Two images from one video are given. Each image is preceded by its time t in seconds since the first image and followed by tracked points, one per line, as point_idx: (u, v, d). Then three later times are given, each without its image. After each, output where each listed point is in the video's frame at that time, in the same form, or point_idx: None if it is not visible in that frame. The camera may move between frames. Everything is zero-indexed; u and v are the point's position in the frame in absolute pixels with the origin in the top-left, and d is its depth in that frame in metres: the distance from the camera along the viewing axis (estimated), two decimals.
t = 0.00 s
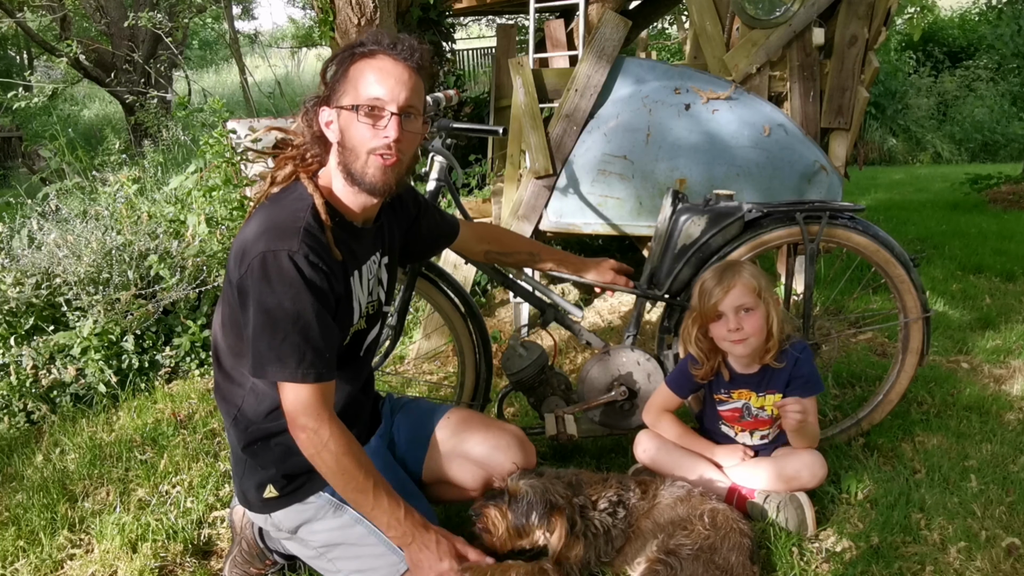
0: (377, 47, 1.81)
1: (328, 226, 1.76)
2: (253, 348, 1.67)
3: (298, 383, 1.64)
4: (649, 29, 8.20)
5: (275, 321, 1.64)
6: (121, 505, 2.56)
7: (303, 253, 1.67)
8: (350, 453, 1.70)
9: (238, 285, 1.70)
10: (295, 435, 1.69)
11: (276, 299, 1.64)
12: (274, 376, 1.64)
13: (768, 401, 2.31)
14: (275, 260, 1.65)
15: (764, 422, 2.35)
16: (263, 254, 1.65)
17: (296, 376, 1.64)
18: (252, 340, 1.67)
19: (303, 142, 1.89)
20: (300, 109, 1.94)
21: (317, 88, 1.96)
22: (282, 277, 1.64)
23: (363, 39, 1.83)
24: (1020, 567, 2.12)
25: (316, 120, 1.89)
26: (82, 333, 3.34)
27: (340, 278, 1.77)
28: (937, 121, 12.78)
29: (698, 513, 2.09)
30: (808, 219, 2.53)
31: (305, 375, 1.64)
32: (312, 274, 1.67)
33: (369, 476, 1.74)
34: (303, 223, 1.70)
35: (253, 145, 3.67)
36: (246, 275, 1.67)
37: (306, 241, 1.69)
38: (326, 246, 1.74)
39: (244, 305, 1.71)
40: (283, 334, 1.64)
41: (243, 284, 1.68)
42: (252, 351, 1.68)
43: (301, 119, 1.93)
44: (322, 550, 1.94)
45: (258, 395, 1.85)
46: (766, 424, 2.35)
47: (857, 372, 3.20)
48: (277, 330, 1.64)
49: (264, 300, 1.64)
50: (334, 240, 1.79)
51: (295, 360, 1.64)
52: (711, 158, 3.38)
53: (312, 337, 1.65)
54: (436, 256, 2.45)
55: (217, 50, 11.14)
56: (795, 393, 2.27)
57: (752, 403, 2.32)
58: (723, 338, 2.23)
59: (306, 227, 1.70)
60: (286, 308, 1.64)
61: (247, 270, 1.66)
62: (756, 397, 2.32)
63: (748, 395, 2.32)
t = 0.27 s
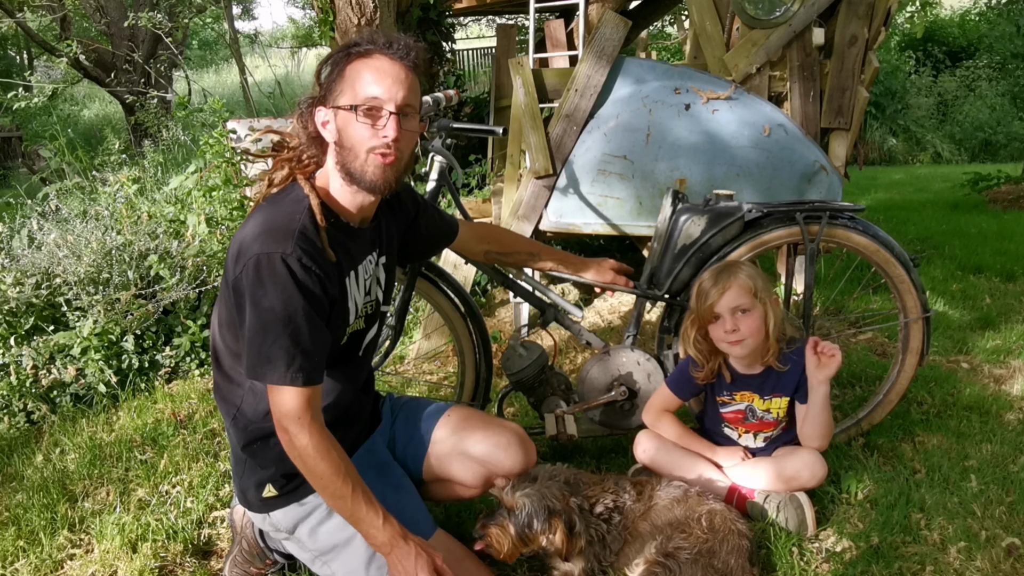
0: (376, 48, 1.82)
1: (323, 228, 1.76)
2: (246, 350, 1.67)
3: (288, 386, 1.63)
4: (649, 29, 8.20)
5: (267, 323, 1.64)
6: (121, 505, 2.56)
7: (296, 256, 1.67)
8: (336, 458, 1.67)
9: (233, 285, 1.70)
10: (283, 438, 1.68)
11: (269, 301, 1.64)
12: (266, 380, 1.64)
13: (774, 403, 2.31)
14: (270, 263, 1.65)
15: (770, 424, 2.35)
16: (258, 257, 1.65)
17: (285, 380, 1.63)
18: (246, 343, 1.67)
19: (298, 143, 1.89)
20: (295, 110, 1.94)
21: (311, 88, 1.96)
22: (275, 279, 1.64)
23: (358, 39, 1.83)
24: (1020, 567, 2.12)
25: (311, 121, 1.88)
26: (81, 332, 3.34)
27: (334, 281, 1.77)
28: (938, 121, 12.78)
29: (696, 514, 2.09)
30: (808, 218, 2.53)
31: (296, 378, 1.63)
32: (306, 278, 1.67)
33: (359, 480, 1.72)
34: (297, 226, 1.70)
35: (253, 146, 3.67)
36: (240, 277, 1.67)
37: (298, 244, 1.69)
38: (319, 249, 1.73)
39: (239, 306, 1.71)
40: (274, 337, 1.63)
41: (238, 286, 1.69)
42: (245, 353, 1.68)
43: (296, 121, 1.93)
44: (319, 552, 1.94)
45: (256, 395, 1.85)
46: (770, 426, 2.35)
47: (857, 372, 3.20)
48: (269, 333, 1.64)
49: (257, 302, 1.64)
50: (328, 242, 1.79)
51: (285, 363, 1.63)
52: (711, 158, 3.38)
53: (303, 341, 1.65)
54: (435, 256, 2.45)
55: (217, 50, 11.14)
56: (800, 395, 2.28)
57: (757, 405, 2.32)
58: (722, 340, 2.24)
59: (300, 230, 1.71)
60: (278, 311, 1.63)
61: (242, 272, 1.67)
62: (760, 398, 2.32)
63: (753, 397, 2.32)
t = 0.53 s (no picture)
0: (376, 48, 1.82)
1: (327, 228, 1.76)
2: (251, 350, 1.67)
3: (295, 386, 1.64)
4: (649, 29, 8.20)
5: (273, 324, 1.64)
6: (121, 505, 2.56)
7: (301, 256, 1.67)
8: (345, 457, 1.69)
9: (237, 286, 1.70)
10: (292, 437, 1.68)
11: (274, 301, 1.64)
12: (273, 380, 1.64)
13: (774, 403, 2.31)
14: (274, 263, 1.65)
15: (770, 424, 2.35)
16: (263, 257, 1.65)
17: (293, 379, 1.63)
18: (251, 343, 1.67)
19: (300, 144, 1.89)
20: (295, 110, 1.94)
21: (312, 88, 1.96)
22: (280, 280, 1.64)
23: (359, 39, 1.83)
24: (1020, 567, 2.12)
25: (312, 121, 1.89)
26: (81, 332, 3.34)
27: (339, 280, 1.77)
28: (938, 121, 12.78)
29: (694, 513, 2.09)
30: (808, 218, 2.53)
31: (304, 378, 1.64)
32: (311, 277, 1.68)
33: (368, 478, 1.73)
34: (302, 227, 1.70)
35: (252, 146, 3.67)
36: (244, 278, 1.67)
37: (303, 244, 1.69)
38: (324, 249, 1.73)
39: (242, 307, 1.71)
40: (280, 337, 1.64)
41: (241, 287, 1.69)
42: (250, 353, 1.68)
43: (297, 121, 1.93)
44: (321, 552, 1.93)
45: (258, 395, 1.85)
46: (770, 426, 2.35)
47: (857, 373, 3.20)
48: (275, 333, 1.64)
49: (261, 303, 1.64)
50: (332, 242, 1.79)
51: (292, 363, 1.63)
52: (711, 158, 3.38)
53: (309, 341, 1.65)
54: (435, 256, 2.45)
55: (217, 50, 11.14)
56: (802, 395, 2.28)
57: (757, 405, 2.32)
58: (724, 339, 2.23)
59: (305, 230, 1.71)
60: (284, 312, 1.64)
61: (245, 274, 1.67)
62: (761, 398, 2.32)
63: (753, 396, 2.32)
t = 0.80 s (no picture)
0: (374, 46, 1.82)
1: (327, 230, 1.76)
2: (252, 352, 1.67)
3: (296, 387, 1.64)
4: (649, 29, 8.20)
5: (273, 326, 1.64)
6: (121, 505, 2.56)
7: (302, 259, 1.67)
8: (345, 458, 1.69)
9: (236, 288, 1.70)
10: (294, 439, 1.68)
11: (274, 303, 1.64)
12: (274, 382, 1.64)
13: (773, 403, 2.31)
14: (274, 266, 1.65)
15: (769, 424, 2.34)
16: (263, 259, 1.65)
17: (293, 382, 1.64)
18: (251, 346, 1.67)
19: (300, 144, 1.90)
20: (295, 111, 1.94)
21: (311, 89, 1.96)
22: (280, 282, 1.64)
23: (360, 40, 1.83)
24: (1020, 567, 2.12)
25: (312, 122, 1.89)
26: (81, 332, 3.34)
27: (338, 282, 1.77)
28: (937, 121, 12.78)
29: (694, 513, 2.09)
30: (808, 219, 2.53)
31: (304, 379, 1.64)
32: (312, 280, 1.68)
33: (369, 480, 1.73)
34: (302, 229, 1.71)
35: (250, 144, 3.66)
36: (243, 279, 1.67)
37: (303, 247, 1.69)
38: (324, 251, 1.74)
39: (242, 309, 1.71)
40: (280, 339, 1.64)
41: (241, 289, 1.69)
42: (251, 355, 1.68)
43: (297, 121, 1.93)
44: (321, 552, 1.93)
45: (258, 396, 1.85)
46: (770, 426, 2.36)
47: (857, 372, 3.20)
48: (276, 335, 1.64)
49: (262, 305, 1.64)
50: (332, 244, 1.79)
51: (293, 365, 1.64)
52: (711, 158, 3.38)
53: (310, 343, 1.65)
54: (435, 256, 2.45)
55: (217, 50, 11.14)
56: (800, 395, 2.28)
57: (757, 405, 2.32)
58: (724, 338, 2.23)
59: (304, 232, 1.71)
60: (284, 314, 1.64)
61: (245, 275, 1.67)
62: (760, 398, 2.32)
63: (753, 397, 2.32)
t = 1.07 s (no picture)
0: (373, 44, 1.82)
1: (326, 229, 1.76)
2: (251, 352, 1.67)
3: (296, 386, 1.64)
4: (649, 29, 8.20)
5: (272, 325, 1.64)
6: (121, 505, 2.56)
7: (301, 257, 1.67)
8: (345, 457, 1.68)
9: (235, 288, 1.70)
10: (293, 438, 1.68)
11: (274, 302, 1.64)
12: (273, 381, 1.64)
13: (770, 401, 2.31)
14: (273, 265, 1.65)
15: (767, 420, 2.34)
16: (262, 259, 1.65)
17: (292, 380, 1.64)
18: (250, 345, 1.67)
19: (296, 144, 1.89)
20: (291, 113, 1.94)
21: (306, 90, 1.96)
22: (279, 281, 1.64)
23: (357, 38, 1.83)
24: (1020, 567, 2.12)
25: (308, 123, 1.89)
26: (81, 332, 3.34)
27: (337, 281, 1.77)
28: (937, 121, 12.78)
29: (694, 514, 2.09)
30: (808, 218, 2.53)
31: (304, 378, 1.64)
32: (310, 278, 1.68)
33: (368, 479, 1.73)
34: (301, 228, 1.71)
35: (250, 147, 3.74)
36: (242, 279, 1.67)
37: (302, 245, 1.69)
38: (323, 250, 1.74)
39: (241, 308, 1.71)
40: (279, 338, 1.64)
41: (240, 289, 1.69)
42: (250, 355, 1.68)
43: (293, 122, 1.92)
44: (320, 553, 1.93)
45: (257, 396, 1.85)
46: (767, 424, 2.35)
47: (857, 373, 3.20)
48: (275, 334, 1.64)
49: (261, 304, 1.64)
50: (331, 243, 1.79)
51: (293, 364, 1.64)
52: (711, 158, 3.38)
53: (309, 341, 1.65)
54: (435, 256, 2.45)
55: (217, 50, 11.13)
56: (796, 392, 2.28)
57: (754, 403, 2.32)
58: (723, 336, 2.23)
59: (303, 231, 1.71)
60: (283, 313, 1.64)
61: (244, 275, 1.67)
62: (757, 397, 2.31)
63: (750, 395, 2.32)
